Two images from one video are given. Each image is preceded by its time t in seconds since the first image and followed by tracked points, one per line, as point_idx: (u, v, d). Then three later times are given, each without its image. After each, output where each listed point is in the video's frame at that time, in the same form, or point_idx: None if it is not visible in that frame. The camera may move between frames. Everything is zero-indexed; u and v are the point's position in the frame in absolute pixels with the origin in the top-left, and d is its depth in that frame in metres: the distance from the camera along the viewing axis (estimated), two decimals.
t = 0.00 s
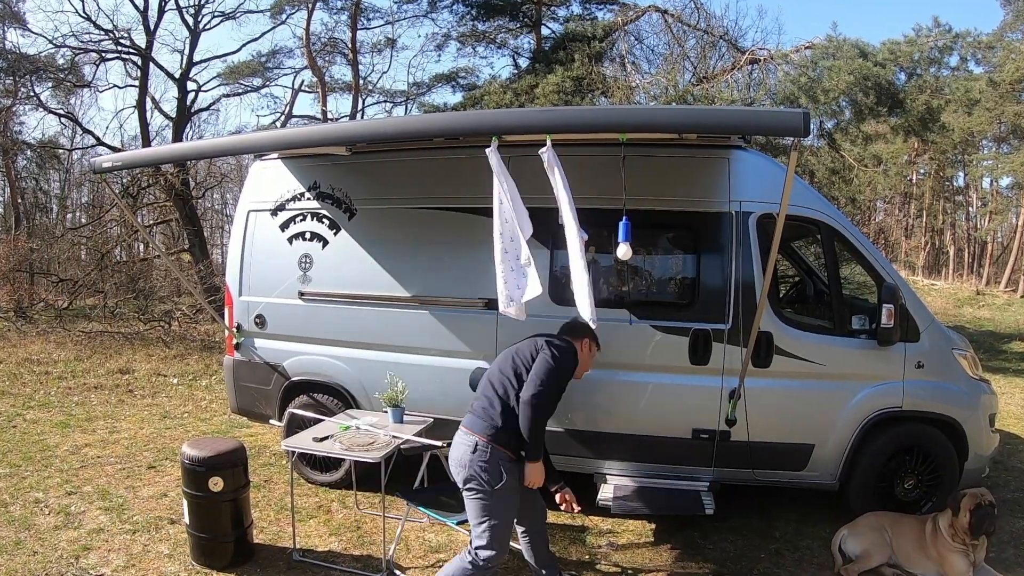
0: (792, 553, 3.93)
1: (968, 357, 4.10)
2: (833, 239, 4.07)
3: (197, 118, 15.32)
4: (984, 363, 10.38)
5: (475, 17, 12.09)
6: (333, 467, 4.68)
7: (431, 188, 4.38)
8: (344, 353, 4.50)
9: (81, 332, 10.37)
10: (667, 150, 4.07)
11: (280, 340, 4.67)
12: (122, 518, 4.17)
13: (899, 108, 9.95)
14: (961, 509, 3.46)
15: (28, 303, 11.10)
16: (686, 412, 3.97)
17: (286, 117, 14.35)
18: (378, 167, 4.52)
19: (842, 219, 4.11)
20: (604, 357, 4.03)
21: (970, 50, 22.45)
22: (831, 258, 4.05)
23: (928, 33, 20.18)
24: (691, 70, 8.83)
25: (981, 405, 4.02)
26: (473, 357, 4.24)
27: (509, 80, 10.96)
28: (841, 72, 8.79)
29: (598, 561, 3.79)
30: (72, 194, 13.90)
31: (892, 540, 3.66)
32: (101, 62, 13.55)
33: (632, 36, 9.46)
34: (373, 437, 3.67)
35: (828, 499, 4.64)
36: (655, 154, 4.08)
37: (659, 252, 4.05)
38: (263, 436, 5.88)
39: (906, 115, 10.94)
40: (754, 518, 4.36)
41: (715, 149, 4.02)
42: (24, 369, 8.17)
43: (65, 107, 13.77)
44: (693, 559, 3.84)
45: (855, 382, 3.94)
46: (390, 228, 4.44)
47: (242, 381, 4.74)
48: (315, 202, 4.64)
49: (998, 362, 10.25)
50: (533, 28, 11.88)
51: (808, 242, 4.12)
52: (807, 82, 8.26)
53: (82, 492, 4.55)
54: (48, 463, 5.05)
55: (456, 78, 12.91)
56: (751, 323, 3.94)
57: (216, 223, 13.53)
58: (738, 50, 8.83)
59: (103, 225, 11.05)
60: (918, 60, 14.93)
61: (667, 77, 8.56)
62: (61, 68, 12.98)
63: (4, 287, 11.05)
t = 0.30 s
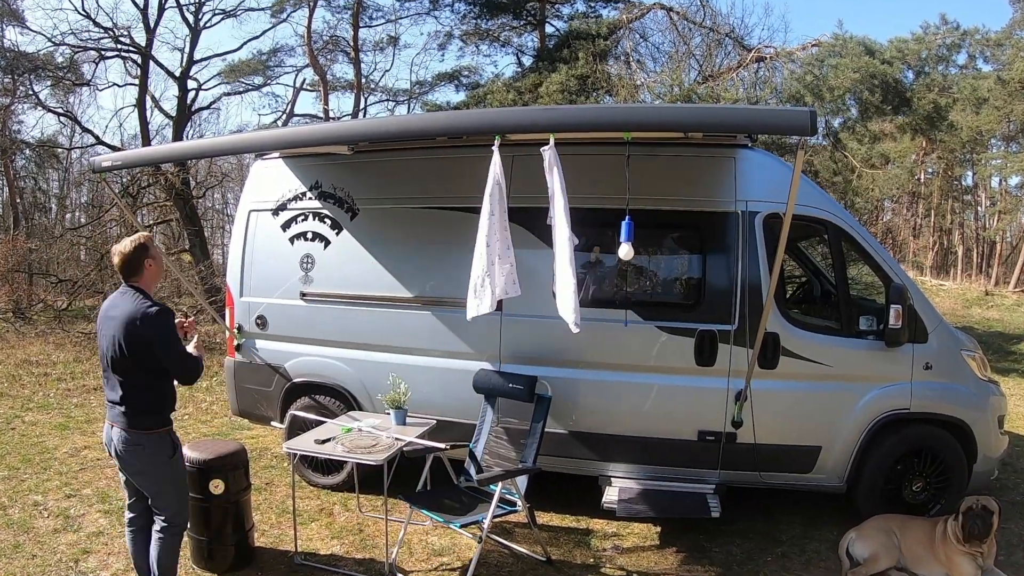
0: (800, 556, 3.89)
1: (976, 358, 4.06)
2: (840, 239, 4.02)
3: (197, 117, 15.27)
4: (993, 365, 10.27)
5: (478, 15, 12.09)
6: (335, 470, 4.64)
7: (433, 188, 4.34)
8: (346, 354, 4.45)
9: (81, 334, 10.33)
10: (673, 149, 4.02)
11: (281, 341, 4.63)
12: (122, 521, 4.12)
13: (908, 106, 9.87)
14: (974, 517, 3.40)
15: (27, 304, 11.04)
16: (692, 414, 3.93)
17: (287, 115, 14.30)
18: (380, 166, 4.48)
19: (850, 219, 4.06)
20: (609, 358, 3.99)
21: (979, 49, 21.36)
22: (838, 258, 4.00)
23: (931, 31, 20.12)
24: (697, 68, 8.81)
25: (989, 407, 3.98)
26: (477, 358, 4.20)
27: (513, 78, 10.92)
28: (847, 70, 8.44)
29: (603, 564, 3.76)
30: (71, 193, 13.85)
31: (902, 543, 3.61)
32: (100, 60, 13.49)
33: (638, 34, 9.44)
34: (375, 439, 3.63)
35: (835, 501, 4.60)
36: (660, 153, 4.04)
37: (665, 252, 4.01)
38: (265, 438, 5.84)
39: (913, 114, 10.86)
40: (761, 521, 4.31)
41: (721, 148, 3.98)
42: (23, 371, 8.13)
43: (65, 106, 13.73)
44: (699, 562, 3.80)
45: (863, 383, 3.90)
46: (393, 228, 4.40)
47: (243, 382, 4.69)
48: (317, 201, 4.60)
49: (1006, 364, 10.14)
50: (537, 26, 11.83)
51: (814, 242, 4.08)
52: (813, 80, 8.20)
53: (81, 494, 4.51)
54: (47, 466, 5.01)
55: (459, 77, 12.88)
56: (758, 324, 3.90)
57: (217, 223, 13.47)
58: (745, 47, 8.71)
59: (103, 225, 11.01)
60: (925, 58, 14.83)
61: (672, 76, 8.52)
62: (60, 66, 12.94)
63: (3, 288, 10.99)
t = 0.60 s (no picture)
0: (807, 559, 3.85)
1: (985, 359, 4.01)
2: (847, 239, 3.97)
3: (197, 116, 15.22)
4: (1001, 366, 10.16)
5: (481, 13, 12.04)
6: (336, 473, 4.59)
7: (436, 187, 4.30)
8: (348, 355, 4.41)
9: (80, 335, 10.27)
10: (679, 148, 3.98)
11: (283, 343, 4.58)
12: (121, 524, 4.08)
13: (915, 105, 9.80)
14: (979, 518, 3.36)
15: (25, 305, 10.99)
16: (698, 416, 3.89)
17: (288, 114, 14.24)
18: (383, 165, 4.44)
19: (857, 219, 4.02)
20: (614, 359, 3.95)
21: (988, 47, 20.77)
22: (845, 259, 3.96)
23: (936, 29, 20.03)
24: (703, 66, 8.78)
25: (998, 408, 3.93)
26: (481, 359, 4.16)
27: (516, 77, 10.87)
28: (855, 67, 8.56)
29: (608, 567, 3.72)
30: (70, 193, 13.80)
31: (910, 547, 3.56)
32: (100, 58, 13.44)
33: (642, 32, 9.39)
34: (377, 441, 3.59)
35: (842, 504, 4.56)
36: (665, 152, 4.00)
37: (671, 252, 3.97)
38: (265, 440, 5.80)
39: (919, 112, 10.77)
40: (767, 524, 4.27)
41: (727, 147, 3.94)
42: (22, 372, 8.09)
43: (64, 104, 13.70)
44: (705, 566, 3.75)
45: (871, 385, 3.86)
46: (395, 228, 4.35)
47: (244, 384, 4.65)
48: (319, 201, 4.56)
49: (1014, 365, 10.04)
50: (540, 24, 11.77)
51: (821, 242, 4.04)
52: (820, 78, 8.14)
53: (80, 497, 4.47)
54: (46, 468, 4.97)
55: (462, 75, 12.84)
56: (764, 325, 3.86)
57: (217, 223, 13.41)
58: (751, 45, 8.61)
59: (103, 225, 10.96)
60: (933, 56, 14.71)
61: (678, 74, 8.48)
62: (59, 64, 12.87)
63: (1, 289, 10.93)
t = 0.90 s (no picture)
0: (814, 563, 3.81)
1: (994, 361, 3.97)
2: (855, 238, 3.93)
3: (198, 115, 15.16)
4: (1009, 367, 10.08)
5: (486, 11, 11.99)
6: (339, 475, 4.55)
7: (440, 187, 4.25)
8: (350, 356, 4.37)
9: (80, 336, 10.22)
10: (685, 147, 3.94)
11: (285, 344, 4.54)
12: (121, 528, 4.03)
13: (922, 103, 9.73)
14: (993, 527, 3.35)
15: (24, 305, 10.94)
16: (704, 418, 3.85)
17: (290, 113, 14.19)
18: (385, 165, 4.39)
19: (865, 218, 3.98)
20: (619, 360, 3.91)
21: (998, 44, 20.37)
22: (853, 259, 3.91)
23: (942, 27, 19.91)
24: (709, 64, 8.73)
25: (1007, 410, 3.89)
26: (484, 360, 4.12)
27: (520, 75, 10.83)
28: (862, 66, 8.45)
29: (613, 571, 3.67)
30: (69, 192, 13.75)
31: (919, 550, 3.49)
32: (99, 56, 13.38)
33: (648, 30, 9.34)
34: (381, 443, 3.55)
35: (849, 508, 4.51)
36: (671, 151, 3.95)
37: (677, 252, 3.93)
38: (267, 442, 5.75)
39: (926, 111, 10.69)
40: (773, 527, 4.23)
41: (734, 146, 3.90)
42: (21, 374, 8.05)
43: (63, 103, 13.65)
44: (711, 569, 3.71)
45: (879, 387, 3.82)
46: (398, 228, 4.31)
47: (245, 385, 4.61)
48: (321, 200, 4.52)
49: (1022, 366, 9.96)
50: (545, 22, 11.72)
51: (829, 242, 3.99)
52: (828, 76, 8.09)
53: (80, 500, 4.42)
54: (45, 470, 4.93)
55: (466, 74, 12.80)
56: (771, 326, 3.81)
57: (218, 223, 13.35)
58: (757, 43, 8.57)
59: (103, 225, 10.93)
60: (943, 54, 14.56)
61: (684, 73, 8.44)
62: (59, 63, 12.80)
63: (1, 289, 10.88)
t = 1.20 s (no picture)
0: (822, 566, 3.76)
1: (1005, 362, 3.92)
2: (863, 239, 3.89)
3: (199, 113, 15.10)
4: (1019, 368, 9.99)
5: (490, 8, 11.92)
6: (341, 477, 4.51)
7: (443, 187, 4.21)
8: (353, 357, 4.33)
9: (80, 337, 10.16)
10: (691, 146, 3.89)
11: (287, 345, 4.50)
12: (121, 531, 3.99)
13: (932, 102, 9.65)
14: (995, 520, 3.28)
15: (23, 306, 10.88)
16: (711, 419, 3.80)
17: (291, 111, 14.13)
18: (388, 164, 4.35)
19: (874, 218, 3.93)
20: (624, 362, 3.87)
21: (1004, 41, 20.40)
22: (861, 259, 3.88)
23: (947, 25, 19.82)
24: (715, 62, 8.65)
25: (1017, 412, 3.85)
26: (488, 362, 4.07)
27: (525, 73, 10.79)
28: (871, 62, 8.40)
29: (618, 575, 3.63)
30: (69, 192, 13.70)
31: (927, 553, 3.42)
32: (99, 54, 13.31)
33: (654, 27, 9.28)
34: (383, 445, 3.50)
35: (856, 511, 4.46)
36: (677, 150, 3.91)
37: (683, 252, 3.89)
38: (269, 445, 5.71)
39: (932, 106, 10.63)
40: (780, 530, 4.19)
41: (741, 146, 3.86)
42: (21, 375, 8.01)
43: (62, 102, 13.59)
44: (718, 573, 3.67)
45: (887, 388, 3.77)
46: (401, 228, 4.27)
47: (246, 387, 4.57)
48: (323, 200, 4.47)
49: None
50: (550, 20, 11.69)
51: (837, 242, 3.97)
52: (836, 73, 8.02)
53: (79, 503, 4.38)
54: (45, 473, 4.89)
55: (470, 72, 12.74)
56: (778, 327, 3.77)
57: (220, 222, 13.32)
58: (764, 41, 8.52)
59: (102, 225, 10.86)
60: (951, 52, 14.47)
61: (690, 70, 8.38)
62: (58, 61, 12.73)
63: None
